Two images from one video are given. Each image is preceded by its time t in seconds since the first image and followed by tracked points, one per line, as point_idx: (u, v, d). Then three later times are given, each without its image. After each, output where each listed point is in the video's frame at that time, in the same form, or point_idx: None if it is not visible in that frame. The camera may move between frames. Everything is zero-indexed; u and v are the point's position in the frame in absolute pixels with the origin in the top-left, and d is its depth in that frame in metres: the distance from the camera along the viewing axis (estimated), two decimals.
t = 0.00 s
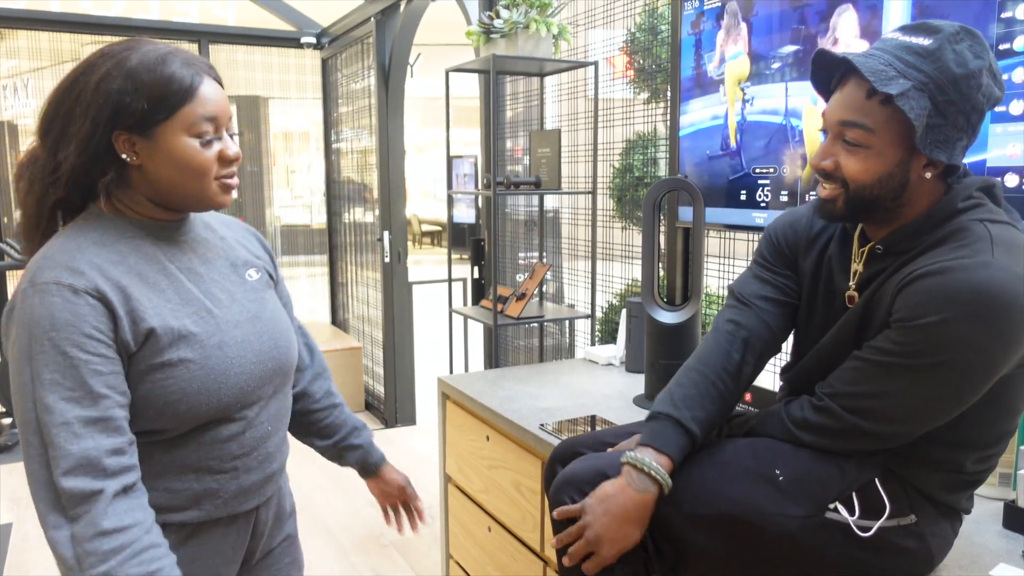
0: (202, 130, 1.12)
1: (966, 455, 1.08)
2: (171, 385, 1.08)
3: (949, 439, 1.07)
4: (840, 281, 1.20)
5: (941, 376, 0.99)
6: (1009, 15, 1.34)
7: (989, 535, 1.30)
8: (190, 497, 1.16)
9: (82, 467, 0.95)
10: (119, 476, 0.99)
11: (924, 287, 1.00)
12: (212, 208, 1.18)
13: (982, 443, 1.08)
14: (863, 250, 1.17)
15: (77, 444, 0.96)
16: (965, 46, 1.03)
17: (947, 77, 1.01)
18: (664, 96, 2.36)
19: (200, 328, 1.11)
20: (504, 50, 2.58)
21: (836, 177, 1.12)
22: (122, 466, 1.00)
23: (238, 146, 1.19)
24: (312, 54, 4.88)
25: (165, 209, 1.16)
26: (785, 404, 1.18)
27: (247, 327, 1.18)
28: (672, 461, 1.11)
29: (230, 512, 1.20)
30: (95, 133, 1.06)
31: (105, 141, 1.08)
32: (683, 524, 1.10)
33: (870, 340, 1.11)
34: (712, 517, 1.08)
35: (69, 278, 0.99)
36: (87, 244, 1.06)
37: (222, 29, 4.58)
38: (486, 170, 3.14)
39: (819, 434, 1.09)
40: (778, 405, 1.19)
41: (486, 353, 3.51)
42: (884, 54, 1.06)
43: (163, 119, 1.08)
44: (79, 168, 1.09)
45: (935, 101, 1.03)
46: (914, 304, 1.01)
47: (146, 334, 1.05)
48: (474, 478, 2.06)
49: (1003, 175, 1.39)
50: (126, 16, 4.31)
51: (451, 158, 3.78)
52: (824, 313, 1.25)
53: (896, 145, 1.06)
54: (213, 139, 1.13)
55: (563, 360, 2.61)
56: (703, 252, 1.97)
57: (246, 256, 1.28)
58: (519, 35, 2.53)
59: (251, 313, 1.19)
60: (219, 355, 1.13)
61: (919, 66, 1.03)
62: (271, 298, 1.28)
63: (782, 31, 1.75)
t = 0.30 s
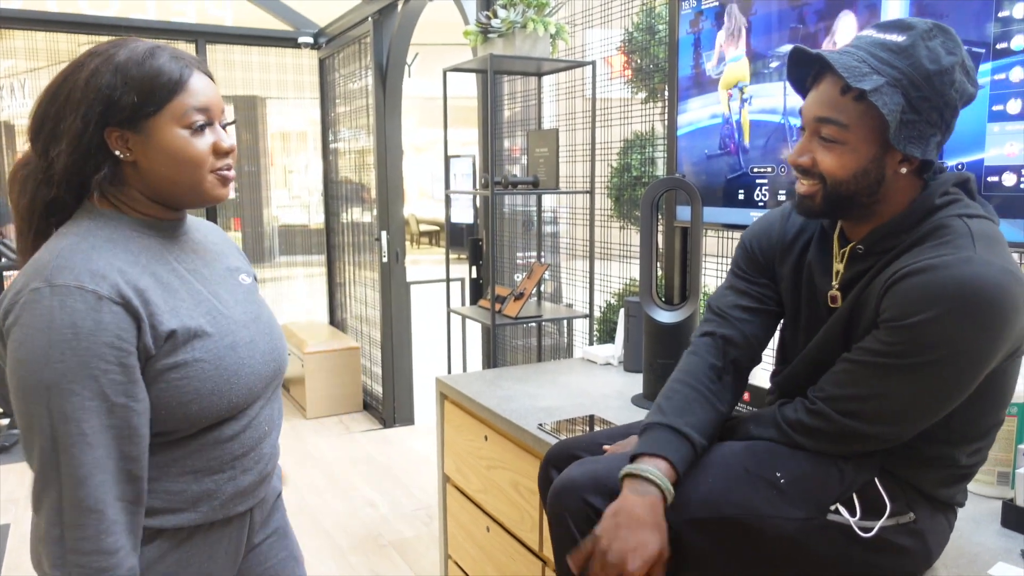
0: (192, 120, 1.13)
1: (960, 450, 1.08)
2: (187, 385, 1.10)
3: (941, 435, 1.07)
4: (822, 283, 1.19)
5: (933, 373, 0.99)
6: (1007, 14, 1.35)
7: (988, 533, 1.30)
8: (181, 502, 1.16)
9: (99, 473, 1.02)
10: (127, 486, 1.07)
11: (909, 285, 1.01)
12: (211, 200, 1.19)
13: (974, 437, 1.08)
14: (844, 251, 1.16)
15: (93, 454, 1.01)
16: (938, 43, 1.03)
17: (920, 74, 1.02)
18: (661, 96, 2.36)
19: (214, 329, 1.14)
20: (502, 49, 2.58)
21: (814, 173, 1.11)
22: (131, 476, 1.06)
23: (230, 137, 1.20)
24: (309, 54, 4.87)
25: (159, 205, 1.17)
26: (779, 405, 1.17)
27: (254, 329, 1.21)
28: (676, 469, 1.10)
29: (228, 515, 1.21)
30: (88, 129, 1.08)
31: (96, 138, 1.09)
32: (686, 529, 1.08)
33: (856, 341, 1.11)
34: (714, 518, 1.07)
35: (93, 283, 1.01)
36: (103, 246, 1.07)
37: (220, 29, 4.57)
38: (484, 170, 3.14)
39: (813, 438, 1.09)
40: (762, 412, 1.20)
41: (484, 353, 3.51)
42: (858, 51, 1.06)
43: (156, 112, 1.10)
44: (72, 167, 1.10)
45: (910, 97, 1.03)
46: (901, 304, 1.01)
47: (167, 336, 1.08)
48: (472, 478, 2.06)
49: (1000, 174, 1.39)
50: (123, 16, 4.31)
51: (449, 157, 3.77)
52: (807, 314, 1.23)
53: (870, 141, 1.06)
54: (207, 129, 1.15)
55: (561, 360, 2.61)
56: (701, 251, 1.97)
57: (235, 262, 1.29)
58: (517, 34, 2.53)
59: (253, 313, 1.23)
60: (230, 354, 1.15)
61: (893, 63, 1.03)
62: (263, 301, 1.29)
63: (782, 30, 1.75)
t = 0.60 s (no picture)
0: (192, 122, 1.13)
1: (951, 448, 1.08)
2: (173, 379, 1.10)
3: (931, 434, 1.07)
4: (801, 285, 1.21)
5: (916, 374, 0.99)
6: (1004, 14, 1.35)
7: (987, 533, 1.31)
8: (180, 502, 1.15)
9: (65, 466, 1.02)
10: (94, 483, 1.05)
11: (886, 290, 1.02)
12: (213, 202, 1.19)
13: (962, 435, 1.08)
14: (820, 252, 1.18)
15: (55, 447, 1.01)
16: (917, 42, 1.04)
17: (902, 72, 1.02)
18: (659, 96, 2.36)
19: (200, 325, 1.13)
20: (500, 50, 2.58)
21: (795, 170, 1.11)
22: (96, 471, 1.05)
23: (232, 138, 1.20)
24: (307, 55, 4.87)
25: (166, 206, 1.18)
26: (771, 409, 1.17)
27: (250, 329, 1.19)
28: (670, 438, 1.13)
29: (233, 515, 1.21)
30: (90, 132, 1.09)
31: (100, 141, 1.11)
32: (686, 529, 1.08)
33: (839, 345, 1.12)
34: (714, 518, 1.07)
35: (71, 274, 1.02)
36: (93, 242, 1.07)
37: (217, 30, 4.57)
38: (483, 171, 3.13)
39: (801, 441, 1.09)
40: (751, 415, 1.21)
41: (483, 354, 3.51)
42: (841, 48, 1.06)
43: (156, 113, 1.11)
44: (78, 171, 1.12)
45: (893, 95, 1.03)
46: (878, 308, 1.02)
47: (147, 330, 1.07)
48: (472, 480, 2.05)
49: (998, 174, 1.39)
50: (121, 18, 4.30)
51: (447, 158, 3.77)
52: (790, 319, 1.25)
53: (852, 138, 1.07)
54: (207, 131, 1.15)
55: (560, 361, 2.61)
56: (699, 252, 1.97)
57: (242, 262, 1.28)
58: (514, 35, 2.53)
59: (252, 313, 1.22)
60: (218, 351, 1.14)
61: (876, 61, 1.03)
62: (270, 302, 1.29)
63: (770, 34, 1.77)
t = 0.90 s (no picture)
0: (206, 127, 1.12)
1: (944, 453, 1.08)
2: (163, 375, 1.07)
3: (924, 440, 1.07)
4: (789, 290, 1.21)
5: (915, 384, 0.99)
6: (1001, 18, 1.36)
7: (984, 537, 1.31)
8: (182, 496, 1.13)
9: (66, 451, 0.99)
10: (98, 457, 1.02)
11: (887, 302, 1.02)
12: (225, 207, 1.17)
13: (955, 441, 1.09)
14: (810, 259, 1.18)
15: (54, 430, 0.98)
16: (901, 47, 1.05)
17: (886, 76, 1.04)
18: (658, 99, 2.36)
19: (198, 322, 1.11)
20: (499, 52, 2.58)
21: (780, 176, 1.12)
22: (97, 455, 1.02)
23: (245, 143, 1.19)
24: (306, 56, 4.87)
25: (180, 209, 1.16)
26: (763, 413, 1.17)
27: (248, 330, 1.16)
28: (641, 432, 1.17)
29: (234, 511, 1.18)
30: (107, 134, 1.09)
31: (117, 144, 1.11)
32: (678, 535, 1.07)
33: (834, 353, 1.11)
34: (707, 523, 1.06)
35: (73, 266, 1.01)
36: (98, 239, 1.07)
37: (216, 31, 4.57)
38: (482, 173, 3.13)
39: (796, 446, 1.08)
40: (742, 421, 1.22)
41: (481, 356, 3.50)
42: (825, 53, 1.07)
43: (170, 117, 1.10)
44: (97, 171, 1.12)
45: (877, 99, 1.04)
46: (878, 320, 1.02)
47: (142, 325, 1.05)
48: (470, 482, 2.05)
49: (995, 178, 1.39)
50: (120, 18, 4.30)
51: (446, 159, 3.76)
52: (778, 327, 1.26)
53: (838, 142, 1.08)
54: (219, 136, 1.14)
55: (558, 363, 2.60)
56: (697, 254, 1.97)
57: (256, 259, 1.27)
58: (514, 37, 2.53)
59: (255, 314, 1.18)
60: (214, 349, 1.11)
61: (860, 66, 1.04)
62: (282, 303, 1.26)
63: (769, 35, 1.77)
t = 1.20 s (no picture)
0: (239, 133, 1.15)
1: (947, 460, 1.08)
2: (188, 360, 1.11)
3: (924, 447, 1.07)
4: (788, 300, 1.21)
5: (915, 393, 0.99)
6: (1003, 23, 1.35)
7: (986, 542, 1.30)
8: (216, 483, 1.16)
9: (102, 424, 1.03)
10: (135, 407, 1.06)
11: (887, 311, 1.02)
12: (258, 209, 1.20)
13: (956, 446, 1.08)
14: (809, 269, 1.18)
15: (96, 402, 1.03)
16: (894, 55, 1.06)
17: (881, 85, 1.04)
18: (660, 103, 2.37)
19: (222, 312, 1.13)
20: (501, 56, 2.58)
21: (774, 187, 1.13)
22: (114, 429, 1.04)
23: (278, 148, 1.20)
24: (309, 60, 4.88)
25: (215, 210, 1.19)
26: (765, 421, 1.18)
27: (271, 322, 1.18)
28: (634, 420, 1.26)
29: (266, 498, 1.20)
30: (148, 139, 1.13)
31: (157, 147, 1.14)
32: (681, 544, 1.07)
33: (834, 361, 1.11)
34: (712, 533, 1.07)
35: (108, 254, 1.06)
36: (132, 232, 1.12)
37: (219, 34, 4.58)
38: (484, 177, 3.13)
39: (798, 454, 1.09)
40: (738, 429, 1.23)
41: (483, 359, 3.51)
42: (819, 63, 1.08)
43: (205, 122, 1.13)
44: (139, 173, 1.17)
45: (873, 108, 1.05)
46: (879, 329, 1.02)
47: (169, 311, 1.09)
48: (472, 485, 2.05)
49: (997, 183, 1.39)
50: (124, 21, 4.32)
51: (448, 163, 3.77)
52: (778, 335, 1.26)
53: (834, 151, 1.08)
54: (252, 141, 1.16)
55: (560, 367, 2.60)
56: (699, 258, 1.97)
57: (291, 254, 1.28)
58: (516, 41, 2.54)
59: (281, 307, 1.20)
60: (238, 339, 1.14)
61: (855, 75, 1.05)
62: (313, 299, 1.27)
63: (770, 39, 1.78)
